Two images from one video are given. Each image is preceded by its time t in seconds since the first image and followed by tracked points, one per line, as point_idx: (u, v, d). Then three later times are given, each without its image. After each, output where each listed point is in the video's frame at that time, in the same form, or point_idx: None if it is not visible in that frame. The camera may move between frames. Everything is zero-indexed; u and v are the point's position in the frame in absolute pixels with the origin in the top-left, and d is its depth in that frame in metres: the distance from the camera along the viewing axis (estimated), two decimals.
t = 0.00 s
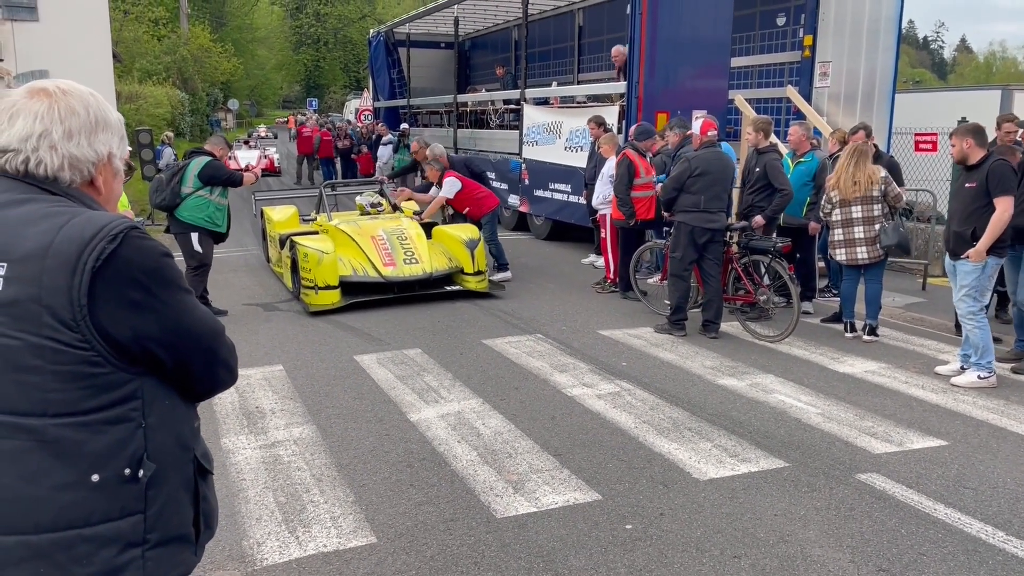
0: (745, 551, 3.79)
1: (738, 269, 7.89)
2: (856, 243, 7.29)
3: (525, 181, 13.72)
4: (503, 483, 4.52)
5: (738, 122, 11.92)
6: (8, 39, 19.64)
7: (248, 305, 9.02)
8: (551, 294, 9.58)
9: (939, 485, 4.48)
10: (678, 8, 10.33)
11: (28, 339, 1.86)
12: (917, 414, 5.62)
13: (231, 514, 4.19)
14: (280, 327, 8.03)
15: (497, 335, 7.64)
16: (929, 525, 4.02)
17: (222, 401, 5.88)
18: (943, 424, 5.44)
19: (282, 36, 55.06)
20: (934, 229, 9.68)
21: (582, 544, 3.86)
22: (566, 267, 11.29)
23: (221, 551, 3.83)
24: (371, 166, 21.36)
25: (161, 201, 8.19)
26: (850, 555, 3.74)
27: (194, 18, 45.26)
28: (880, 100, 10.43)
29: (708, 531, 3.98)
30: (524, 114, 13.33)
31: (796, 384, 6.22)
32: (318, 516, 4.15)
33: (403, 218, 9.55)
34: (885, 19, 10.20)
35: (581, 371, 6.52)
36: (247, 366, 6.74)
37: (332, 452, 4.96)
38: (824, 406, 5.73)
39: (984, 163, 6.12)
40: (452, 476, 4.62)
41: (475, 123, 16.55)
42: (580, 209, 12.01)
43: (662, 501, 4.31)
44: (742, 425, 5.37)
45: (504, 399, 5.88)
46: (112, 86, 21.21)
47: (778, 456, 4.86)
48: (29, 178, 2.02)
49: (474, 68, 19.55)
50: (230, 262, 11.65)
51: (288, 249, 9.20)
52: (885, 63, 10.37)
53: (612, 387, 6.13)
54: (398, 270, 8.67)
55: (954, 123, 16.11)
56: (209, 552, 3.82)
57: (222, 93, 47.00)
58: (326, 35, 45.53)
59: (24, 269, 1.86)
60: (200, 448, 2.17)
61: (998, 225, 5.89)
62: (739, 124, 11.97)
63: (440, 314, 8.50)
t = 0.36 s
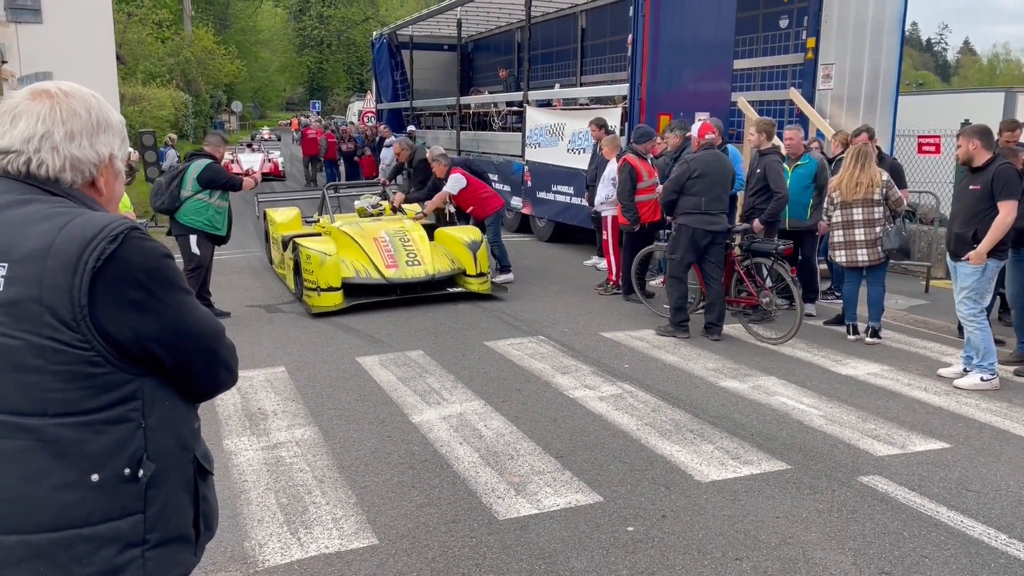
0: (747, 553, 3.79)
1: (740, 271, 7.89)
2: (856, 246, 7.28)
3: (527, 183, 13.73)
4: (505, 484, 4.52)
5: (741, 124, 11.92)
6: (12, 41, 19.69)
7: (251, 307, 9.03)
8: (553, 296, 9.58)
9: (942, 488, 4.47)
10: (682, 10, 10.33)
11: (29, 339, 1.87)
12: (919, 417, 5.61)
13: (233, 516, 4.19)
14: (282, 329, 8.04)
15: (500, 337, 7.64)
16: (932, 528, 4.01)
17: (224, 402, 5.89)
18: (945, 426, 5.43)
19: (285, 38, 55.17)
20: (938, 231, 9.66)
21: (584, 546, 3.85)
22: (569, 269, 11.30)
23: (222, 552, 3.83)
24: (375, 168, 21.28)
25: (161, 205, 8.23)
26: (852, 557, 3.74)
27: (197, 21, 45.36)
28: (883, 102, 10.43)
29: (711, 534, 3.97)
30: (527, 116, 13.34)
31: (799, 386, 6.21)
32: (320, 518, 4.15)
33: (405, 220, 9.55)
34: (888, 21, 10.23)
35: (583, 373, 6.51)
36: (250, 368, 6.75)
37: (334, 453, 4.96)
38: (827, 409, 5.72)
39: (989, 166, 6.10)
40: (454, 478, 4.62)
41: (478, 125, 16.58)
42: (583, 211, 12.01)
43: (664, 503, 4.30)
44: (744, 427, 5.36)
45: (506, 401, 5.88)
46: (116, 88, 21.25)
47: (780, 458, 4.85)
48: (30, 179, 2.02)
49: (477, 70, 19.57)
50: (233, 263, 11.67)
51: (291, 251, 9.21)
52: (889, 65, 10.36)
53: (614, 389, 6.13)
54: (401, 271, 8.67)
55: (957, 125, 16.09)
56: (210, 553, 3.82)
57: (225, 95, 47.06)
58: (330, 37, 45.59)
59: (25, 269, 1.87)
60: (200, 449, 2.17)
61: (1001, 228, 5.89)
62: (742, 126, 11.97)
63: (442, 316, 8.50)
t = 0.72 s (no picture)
0: (751, 557, 3.78)
1: (734, 274, 7.91)
2: (856, 248, 7.29)
3: (531, 186, 13.73)
4: (508, 487, 4.52)
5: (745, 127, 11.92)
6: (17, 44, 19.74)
7: (255, 309, 9.04)
8: (557, 298, 9.58)
9: (947, 492, 4.45)
10: (685, 13, 10.34)
11: (33, 340, 1.87)
12: (924, 420, 5.59)
13: (236, 518, 4.19)
14: (285, 331, 8.04)
15: (503, 340, 7.64)
16: (937, 531, 4.00)
17: (228, 404, 5.89)
18: (950, 429, 5.42)
19: (289, 41, 55.27)
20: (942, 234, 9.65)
21: (587, 549, 3.85)
22: (572, 271, 11.29)
23: (226, 554, 3.83)
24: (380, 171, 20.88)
25: (157, 217, 8.20)
26: (857, 561, 3.73)
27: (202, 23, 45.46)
28: (888, 104, 10.25)
29: (715, 537, 3.96)
30: (530, 118, 13.34)
31: (803, 389, 6.20)
32: (324, 520, 4.15)
33: (408, 222, 9.56)
34: (892, 23, 10.11)
35: (587, 376, 6.51)
36: (253, 370, 6.75)
37: (338, 456, 4.96)
38: (831, 412, 5.71)
39: (995, 168, 6.06)
40: (457, 480, 4.62)
41: (481, 127, 16.60)
42: (586, 214, 12.01)
43: (668, 506, 4.30)
44: (748, 430, 5.35)
45: (510, 404, 5.88)
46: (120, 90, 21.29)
47: (784, 461, 4.84)
48: (34, 181, 2.02)
49: (481, 72, 19.60)
50: (237, 266, 11.69)
51: (294, 253, 9.21)
52: (893, 66, 10.19)
53: (618, 391, 6.12)
54: (404, 274, 8.68)
55: (961, 127, 16.06)
56: (214, 555, 3.81)
57: (229, 97, 47.14)
58: (333, 39, 45.60)
59: (29, 271, 1.87)
60: (203, 450, 2.17)
61: (1005, 230, 5.89)
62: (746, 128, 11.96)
63: (446, 318, 8.50)
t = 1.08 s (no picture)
0: (756, 561, 3.77)
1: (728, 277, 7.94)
2: (862, 252, 7.29)
3: (535, 189, 13.74)
4: (513, 491, 4.51)
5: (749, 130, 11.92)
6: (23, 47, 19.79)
7: (259, 312, 9.05)
8: (561, 302, 9.57)
9: (953, 497, 4.44)
10: (689, 16, 10.33)
11: (38, 343, 1.87)
12: (929, 424, 5.58)
13: (241, 521, 4.19)
14: (290, 334, 8.05)
15: (507, 343, 7.64)
16: (942, 537, 3.98)
17: (232, 407, 5.89)
18: (955, 434, 5.41)
19: (293, 44, 55.36)
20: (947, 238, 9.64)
21: (592, 553, 3.84)
22: (576, 275, 11.29)
23: (231, 558, 3.83)
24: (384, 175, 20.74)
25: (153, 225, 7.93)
26: (862, 566, 3.71)
27: (206, 27, 45.58)
28: (891, 110, 10.35)
29: (720, 541, 3.95)
30: (534, 122, 13.34)
31: (807, 394, 6.18)
32: (329, 524, 4.15)
33: (412, 225, 9.57)
34: (897, 27, 10.15)
35: (591, 380, 6.50)
36: (257, 373, 6.76)
37: (342, 459, 4.97)
38: (836, 416, 5.70)
39: (1000, 172, 6.06)
40: (461, 484, 4.62)
41: (485, 131, 16.62)
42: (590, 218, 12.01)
43: (672, 510, 4.29)
44: (753, 434, 5.34)
45: (514, 407, 5.87)
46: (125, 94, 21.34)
47: (789, 466, 4.83)
48: (40, 185, 2.02)
49: (485, 76, 19.65)
50: (241, 269, 11.71)
51: (298, 256, 9.23)
52: (897, 71, 10.29)
53: (622, 395, 6.12)
54: (408, 277, 8.68)
55: (966, 131, 16.04)
56: (218, 558, 3.82)
57: (234, 100, 47.27)
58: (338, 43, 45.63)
59: (34, 274, 1.88)
60: (207, 453, 2.18)
61: (1010, 234, 5.85)
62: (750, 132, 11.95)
63: (450, 322, 8.51)
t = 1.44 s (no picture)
0: (761, 567, 3.75)
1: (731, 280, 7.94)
2: (870, 257, 7.25)
3: (539, 193, 13.74)
4: (517, 495, 4.51)
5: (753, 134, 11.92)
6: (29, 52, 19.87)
7: (263, 315, 9.06)
8: (565, 306, 9.57)
9: (958, 502, 4.42)
10: (693, 20, 10.33)
11: (45, 347, 1.88)
12: (934, 429, 5.56)
13: (245, 525, 4.19)
14: (294, 338, 8.06)
15: (512, 347, 7.64)
16: (948, 542, 3.97)
17: (237, 411, 5.89)
18: (960, 439, 5.39)
19: (298, 48, 55.51)
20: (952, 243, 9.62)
21: (596, 558, 3.83)
22: (580, 279, 11.29)
23: (235, 561, 3.83)
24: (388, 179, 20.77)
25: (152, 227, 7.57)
26: (867, 572, 3.70)
27: (211, 31, 45.71)
28: (896, 113, 10.25)
29: (724, 546, 3.95)
30: (538, 126, 13.36)
31: (812, 398, 6.17)
32: (333, 527, 4.14)
33: (416, 229, 9.57)
34: (901, 33, 10.09)
35: (595, 384, 6.49)
36: (262, 377, 6.76)
37: (346, 463, 4.96)
38: (841, 421, 5.68)
39: (1007, 177, 6.04)
40: (466, 488, 4.61)
41: (489, 135, 16.64)
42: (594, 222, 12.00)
43: (677, 515, 4.28)
44: (758, 439, 5.33)
45: (518, 411, 5.87)
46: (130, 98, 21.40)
47: (794, 470, 4.82)
48: (47, 189, 2.03)
49: (489, 80, 19.69)
50: (245, 272, 11.73)
51: (303, 259, 9.24)
52: (902, 75, 10.18)
53: (626, 400, 6.11)
54: (413, 281, 8.69)
55: (970, 136, 16.02)
56: (222, 562, 3.82)
57: (238, 104, 47.38)
58: (343, 47, 45.66)
59: (41, 278, 1.88)
60: (212, 458, 2.17)
61: (1019, 236, 5.79)
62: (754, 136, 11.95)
63: (454, 325, 8.50)
